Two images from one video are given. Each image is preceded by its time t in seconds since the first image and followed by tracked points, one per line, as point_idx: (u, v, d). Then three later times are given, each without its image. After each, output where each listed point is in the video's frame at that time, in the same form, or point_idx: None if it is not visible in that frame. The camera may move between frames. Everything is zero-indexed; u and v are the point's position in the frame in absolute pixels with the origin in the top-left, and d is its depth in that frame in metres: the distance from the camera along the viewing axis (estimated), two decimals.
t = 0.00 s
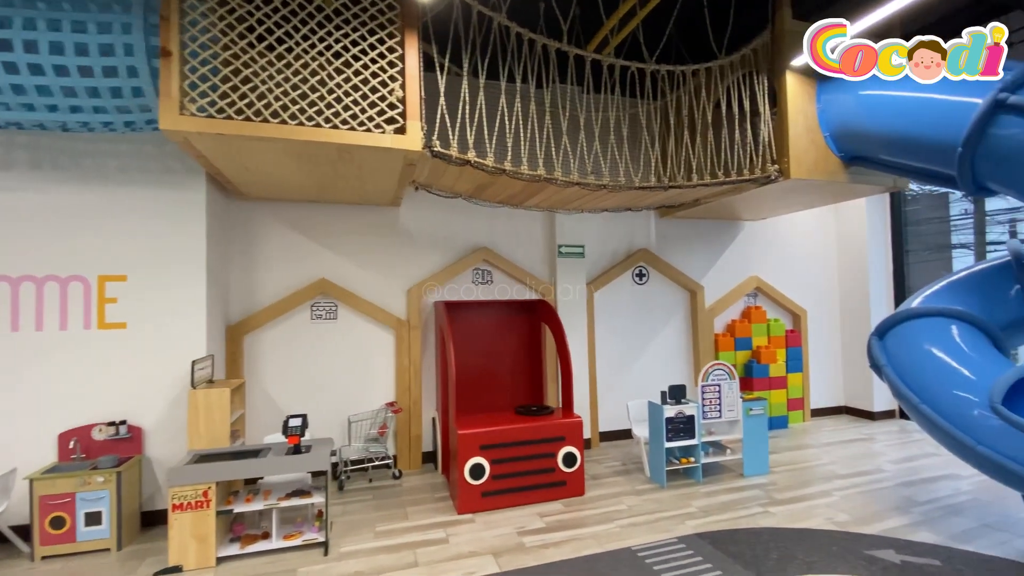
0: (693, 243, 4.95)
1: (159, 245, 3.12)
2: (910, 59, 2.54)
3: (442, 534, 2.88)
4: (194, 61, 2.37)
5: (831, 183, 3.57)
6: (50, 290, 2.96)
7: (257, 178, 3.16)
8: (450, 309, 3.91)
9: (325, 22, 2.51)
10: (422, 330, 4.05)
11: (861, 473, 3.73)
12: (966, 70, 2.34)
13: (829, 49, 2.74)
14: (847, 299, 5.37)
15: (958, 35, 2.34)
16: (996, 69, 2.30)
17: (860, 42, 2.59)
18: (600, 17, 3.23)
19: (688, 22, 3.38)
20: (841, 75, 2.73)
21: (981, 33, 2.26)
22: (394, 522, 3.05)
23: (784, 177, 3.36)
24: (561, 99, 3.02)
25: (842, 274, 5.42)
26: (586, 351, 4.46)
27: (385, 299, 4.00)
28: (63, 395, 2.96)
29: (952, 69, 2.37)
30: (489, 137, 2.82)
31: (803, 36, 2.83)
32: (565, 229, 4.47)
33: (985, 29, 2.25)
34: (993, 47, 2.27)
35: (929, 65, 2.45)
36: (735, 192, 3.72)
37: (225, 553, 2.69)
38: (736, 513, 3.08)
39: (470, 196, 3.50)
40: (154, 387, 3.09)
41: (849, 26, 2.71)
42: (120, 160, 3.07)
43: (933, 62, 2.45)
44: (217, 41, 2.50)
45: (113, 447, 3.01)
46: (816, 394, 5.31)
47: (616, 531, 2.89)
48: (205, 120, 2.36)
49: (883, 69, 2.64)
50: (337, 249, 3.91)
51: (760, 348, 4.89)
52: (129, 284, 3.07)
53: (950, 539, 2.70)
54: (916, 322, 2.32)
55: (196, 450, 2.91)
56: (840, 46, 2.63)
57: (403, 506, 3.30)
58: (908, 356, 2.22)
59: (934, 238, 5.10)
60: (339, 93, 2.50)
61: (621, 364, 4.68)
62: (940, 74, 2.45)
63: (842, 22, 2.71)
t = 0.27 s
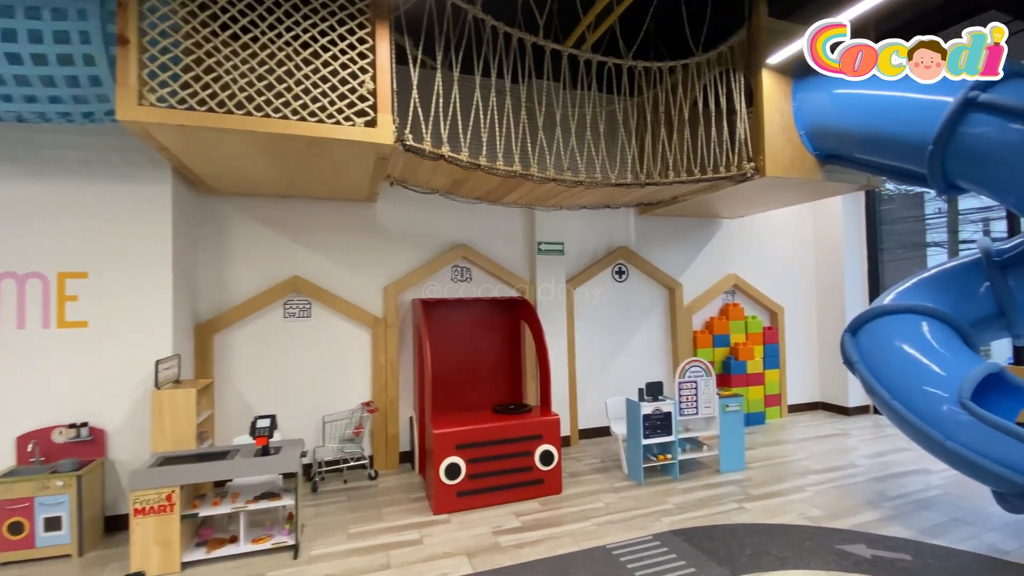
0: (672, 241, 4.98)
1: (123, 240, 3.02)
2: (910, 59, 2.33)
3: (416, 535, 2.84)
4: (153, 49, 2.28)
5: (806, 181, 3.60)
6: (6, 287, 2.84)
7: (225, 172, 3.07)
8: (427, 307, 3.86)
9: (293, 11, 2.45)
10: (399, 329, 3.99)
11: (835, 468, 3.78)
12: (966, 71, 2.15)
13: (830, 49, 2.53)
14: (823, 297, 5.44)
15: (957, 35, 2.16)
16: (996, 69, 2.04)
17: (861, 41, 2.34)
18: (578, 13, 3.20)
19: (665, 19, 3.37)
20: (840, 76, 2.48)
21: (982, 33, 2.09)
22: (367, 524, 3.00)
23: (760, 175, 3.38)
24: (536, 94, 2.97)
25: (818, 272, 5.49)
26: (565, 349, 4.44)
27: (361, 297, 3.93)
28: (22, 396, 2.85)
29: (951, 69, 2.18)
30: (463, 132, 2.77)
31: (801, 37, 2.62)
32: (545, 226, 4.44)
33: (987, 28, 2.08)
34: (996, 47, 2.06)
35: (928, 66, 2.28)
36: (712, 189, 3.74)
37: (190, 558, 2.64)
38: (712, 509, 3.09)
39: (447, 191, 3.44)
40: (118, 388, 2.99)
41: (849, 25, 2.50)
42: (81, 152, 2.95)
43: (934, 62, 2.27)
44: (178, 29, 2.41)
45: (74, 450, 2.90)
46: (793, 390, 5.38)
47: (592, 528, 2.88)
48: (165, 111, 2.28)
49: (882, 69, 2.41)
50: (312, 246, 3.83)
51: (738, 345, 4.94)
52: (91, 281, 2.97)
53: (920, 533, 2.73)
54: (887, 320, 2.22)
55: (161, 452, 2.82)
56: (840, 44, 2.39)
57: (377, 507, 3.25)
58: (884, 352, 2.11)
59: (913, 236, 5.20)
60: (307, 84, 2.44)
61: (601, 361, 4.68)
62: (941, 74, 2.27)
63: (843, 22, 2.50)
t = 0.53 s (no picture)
0: (647, 238, 4.98)
1: (71, 235, 2.87)
2: (912, 58, 2.27)
3: (380, 538, 2.77)
4: (96, 32, 2.16)
5: (776, 177, 3.61)
6: None
7: (180, 163, 2.94)
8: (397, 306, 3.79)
9: None
10: (368, 326, 3.89)
11: (804, 462, 3.81)
12: (966, 71, 2.04)
13: (830, 49, 2.54)
14: (795, 293, 5.51)
15: (958, 35, 2.09)
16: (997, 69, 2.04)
17: (860, 41, 2.33)
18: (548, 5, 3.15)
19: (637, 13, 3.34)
20: (841, 75, 2.47)
21: (982, 32, 2.01)
22: (331, 528, 2.92)
23: (730, 171, 3.38)
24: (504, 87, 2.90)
25: (790, 268, 5.55)
26: (539, 346, 4.40)
27: (328, 294, 3.83)
28: None
29: (951, 70, 2.06)
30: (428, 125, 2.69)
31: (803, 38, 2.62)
32: (519, 222, 4.38)
33: (987, 27, 2.01)
34: (996, 46, 2.04)
35: (929, 66, 2.15)
36: (682, 186, 3.73)
37: (141, 566, 2.53)
38: (681, 506, 3.08)
39: (415, 185, 3.36)
40: (66, 389, 2.84)
41: (849, 26, 2.52)
42: (25, 142, 2.80)
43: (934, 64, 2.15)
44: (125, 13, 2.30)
45: (19, 455, 2.75)
46: (765, 386, 5.43)
47: (560, 528, 2.84)
48: (108, 97, 2.15)
49: (884, 69, 2.35)
50: (277, 242, 3.71)
51: (711, 341, 4.98)
52: (37, 278, 2.82)
53: (884, 526, 2.75)
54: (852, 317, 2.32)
55: (110, 456, 2.69)
56: (840, 44, 2.40)
57: (343, 510, 3.17)
58: (849, 350, 2.21)
59: (880, 234, 5.30)
60: (263, 72, 2.36)
61: (575, 358, 4.66)
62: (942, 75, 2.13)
63: (843, 21, 2.51)
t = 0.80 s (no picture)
0: (626, 235, 4.97)
1: (23, 229, 2.74)
2: (911, 58, 2.40)
3: (350, 541, 2.71)
4: (47, 18, 2.07)
5: (753, 174, 3.61)
6: None
7: (142, 155, 2.84)
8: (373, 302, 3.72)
9: None
10: (342, 324, 3.81)
11: (779, 458, 3.83)
12: (966, 71, 2.30)
13: (830, 49, 2.72)
14: (774, 290, 5.55)
15: (958, 36, 2.36)
16: (996, 69, 2.33)
17: (860, 41, 2.50)
18: None
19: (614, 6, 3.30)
20: (841, 75, 2.65)
21: (980, 34, 2.29)
22: (299, 531, 2.85)
23: (707, 168, 3.37)
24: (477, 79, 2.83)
25: (769, 265, 5.59)
26: (518, 344, 4.35)
27: (300, 291, 3.73)
28: None
29: (952, 69, 2.32)
30: (398, 116, 2.61)
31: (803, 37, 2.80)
32: (498, 218, 4.31)
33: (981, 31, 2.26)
34: (993, 48, 2.31)
35: (928, 66, 2.29)
36: (660, 182, 3.71)
37: (99, 572, 2.43)
38: (656, 504, 3.07)
39: (388, 180, 3.28)
40: (19, 390, 2.72)
41: (849, 26, 2.68)
42: None
43: (933, 62, 2.29)
44: None
45: None
46: (744, 382, 5.47)
47: (534, 528, 2.80)
48: (59, 85, 2.06)
49: (882, 69, 2.52)
50: (246, 237, 3.61)
51: (690, 338, 5.01)
52: None
53: (855, 522, 2.76)
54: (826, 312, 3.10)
55: (66, 459, 2.58)
56: (841, 45, 2.57)
57: (313, 512, 3.10)
58: (827, 352, 2.90)
59: (857, 232, 5.35)
60: (224, 61, 2.28)
61: (554, 356, 4.62)
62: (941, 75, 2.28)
63: (842, 21, 2.68)
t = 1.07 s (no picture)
0: (608, 231, 4.96)
1: None
2: (910, 58, 2.50)
3: (321, 542, 2.65)
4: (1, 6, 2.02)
5: (731, 170, 3.61)
6: None
7: (103, 146, 2.74)
8: (346, 297, 3.64)
9: None
10: (317, 321, 3.74)
11: (757, 454, 3.85)
12: (966, 70, 2.43)
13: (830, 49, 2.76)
14: (754, 287, 5.60)
15: (958, 37, 2.48)
16: (995, 68, 2.50)
17: (860, 42, 2.57)
18: None
19: None
20: (841, 75, 2.72)
21: (980, 34, 2.40)
22: (270, 533, 2.78)
23: (685, 163, 3.36)
24: (452, 71, 2.76)
25: (749, 262, 5.63)
26: (498, 341, 4.31)
27: (274, 287, 3.65)
28: None
29: (952, 69, 2.44)
30: (369, 108, 2.54)
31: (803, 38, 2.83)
32: (477, 213, 4.26)
33: (981, 31, 2.37)
34: (992, 47, 2.43)
35: (928, 65, 2.42)
36: (640, 178, 3.69)
37: None
38: (633, 500, 3.06)
39: (362, 174, 3.21)
40: None
41: (848, 26, 2.71)
42: None
43: (932, 62, 2.44)
44: None
45: None
46: (724, 378, 5.51)
47: (510, 526, 2.77)
48: (11, 73, 1.99)
49: (882, 68, 2.60)
50: (217, 232, 3.51)
51: (670, 334, 5.03)
52: None
53: (829, 517, 2.78)
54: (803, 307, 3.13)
55: (24, 462, 2.48)
56: (842, 45, 2.64)
57: (285, 513, 3.03)
58: (803, 349, 2.92)
59: (837, 229, 5.38)
60: (186, 49, 2.21)
61: (535, 353, 4.59)
62: (940, 75, 2.42)
63: (842, 22, 2.71)
